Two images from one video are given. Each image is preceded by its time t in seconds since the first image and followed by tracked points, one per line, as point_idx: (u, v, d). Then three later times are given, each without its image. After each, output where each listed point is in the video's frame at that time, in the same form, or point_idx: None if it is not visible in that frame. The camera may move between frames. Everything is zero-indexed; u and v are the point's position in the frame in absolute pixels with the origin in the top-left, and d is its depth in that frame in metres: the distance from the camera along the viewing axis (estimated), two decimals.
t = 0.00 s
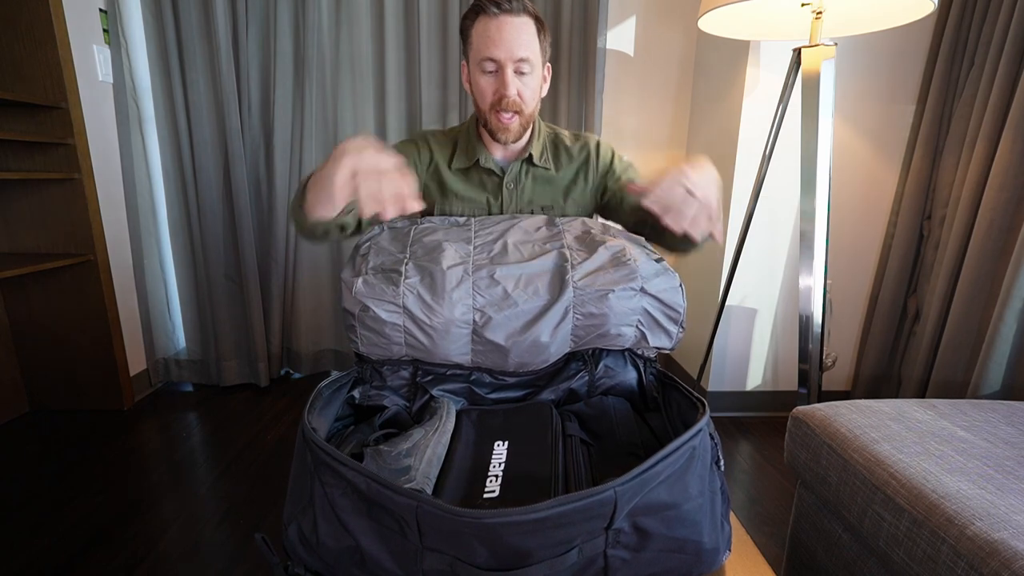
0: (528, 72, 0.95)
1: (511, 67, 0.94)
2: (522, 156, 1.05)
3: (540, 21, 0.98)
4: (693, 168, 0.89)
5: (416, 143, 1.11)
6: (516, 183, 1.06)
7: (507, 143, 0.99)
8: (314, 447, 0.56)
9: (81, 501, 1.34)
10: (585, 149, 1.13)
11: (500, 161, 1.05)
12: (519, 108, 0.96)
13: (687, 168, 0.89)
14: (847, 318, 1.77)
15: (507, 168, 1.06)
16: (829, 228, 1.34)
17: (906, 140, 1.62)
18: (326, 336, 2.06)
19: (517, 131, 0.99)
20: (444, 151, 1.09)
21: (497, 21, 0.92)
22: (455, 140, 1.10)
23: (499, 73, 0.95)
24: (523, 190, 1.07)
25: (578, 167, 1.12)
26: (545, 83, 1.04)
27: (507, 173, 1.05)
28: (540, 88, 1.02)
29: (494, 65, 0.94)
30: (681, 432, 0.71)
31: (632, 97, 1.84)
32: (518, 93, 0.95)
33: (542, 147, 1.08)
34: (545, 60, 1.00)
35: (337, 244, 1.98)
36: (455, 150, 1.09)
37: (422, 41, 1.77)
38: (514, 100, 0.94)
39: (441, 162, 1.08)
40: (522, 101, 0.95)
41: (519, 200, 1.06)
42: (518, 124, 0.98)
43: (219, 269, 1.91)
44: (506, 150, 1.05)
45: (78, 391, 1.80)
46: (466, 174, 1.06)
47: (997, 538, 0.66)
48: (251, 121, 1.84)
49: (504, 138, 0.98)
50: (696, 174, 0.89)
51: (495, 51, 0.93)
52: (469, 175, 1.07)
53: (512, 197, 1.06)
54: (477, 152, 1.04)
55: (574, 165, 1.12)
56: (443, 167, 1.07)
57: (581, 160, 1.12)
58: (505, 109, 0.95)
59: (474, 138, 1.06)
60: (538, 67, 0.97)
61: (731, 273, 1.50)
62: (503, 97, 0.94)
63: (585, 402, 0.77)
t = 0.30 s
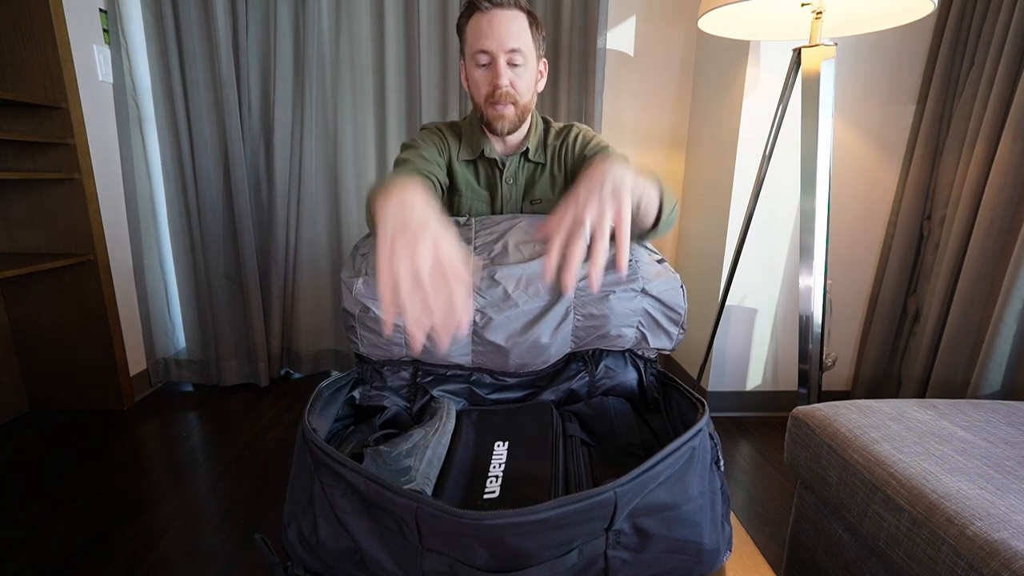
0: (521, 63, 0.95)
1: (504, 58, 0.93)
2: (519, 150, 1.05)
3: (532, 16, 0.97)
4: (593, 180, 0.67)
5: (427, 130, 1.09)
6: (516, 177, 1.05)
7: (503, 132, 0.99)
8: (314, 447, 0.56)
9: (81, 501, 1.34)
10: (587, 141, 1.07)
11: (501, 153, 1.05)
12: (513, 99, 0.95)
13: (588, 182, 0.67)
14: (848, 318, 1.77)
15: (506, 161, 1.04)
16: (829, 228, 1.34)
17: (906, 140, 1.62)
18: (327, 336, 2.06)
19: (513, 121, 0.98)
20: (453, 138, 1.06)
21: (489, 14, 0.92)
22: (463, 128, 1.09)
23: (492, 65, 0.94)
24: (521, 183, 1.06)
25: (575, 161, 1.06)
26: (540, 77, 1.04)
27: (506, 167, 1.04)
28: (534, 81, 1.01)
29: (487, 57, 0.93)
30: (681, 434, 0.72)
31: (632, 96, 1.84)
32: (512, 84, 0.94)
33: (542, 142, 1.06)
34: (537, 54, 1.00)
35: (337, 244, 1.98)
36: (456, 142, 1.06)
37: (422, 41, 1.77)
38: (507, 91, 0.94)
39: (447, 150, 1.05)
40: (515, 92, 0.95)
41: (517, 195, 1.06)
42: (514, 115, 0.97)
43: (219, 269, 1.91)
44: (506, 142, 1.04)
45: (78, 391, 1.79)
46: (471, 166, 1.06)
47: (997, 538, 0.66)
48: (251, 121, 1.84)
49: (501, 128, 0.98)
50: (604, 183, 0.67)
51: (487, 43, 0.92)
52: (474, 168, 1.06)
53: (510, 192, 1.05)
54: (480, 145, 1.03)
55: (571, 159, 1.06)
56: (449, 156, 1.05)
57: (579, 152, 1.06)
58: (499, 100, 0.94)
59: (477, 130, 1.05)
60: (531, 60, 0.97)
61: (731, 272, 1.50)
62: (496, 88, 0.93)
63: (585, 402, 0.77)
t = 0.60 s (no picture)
0: (526, 72, 0.95)
1: (508, 66, 0.93)
2: (521, 156, 1.00)
3: (540, 19, 0.97)
4: (625, 283, 0.63)
5: (423, 134, 1.05)
6: (517, 183, 1.00)
7: (507, 146, 0.98)
8: (314, 447, 0.56)
9: (81, 501, 1.34)
10: (595, 153, 1.02)
11: (501, 159, 1.01)
12: (516, 109, 0.95)
13: (620, 288, 0.63)
14: (847, 318, 1.77)
15: (507, 168, 1.01)
16: (829, 228, 1.34)
17: (906, 140, 1.62)
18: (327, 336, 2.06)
19: (517, 135, 0.97)
20: (451, 144, 1.03)
21: (494, 19, 0.92)
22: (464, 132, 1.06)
23: (496, 73, 0.95)
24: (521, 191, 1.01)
25: (579, 174, 1.00)
26: (545, 83, 1.04)
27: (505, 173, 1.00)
28: (541, 88, 1.01)
29: (491, 65, 0.94)
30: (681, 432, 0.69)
31: (632, 96, 1.84)
32: (516, 93, 0.95)
33: (546, 149, 1.02)
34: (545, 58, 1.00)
35: (337, 244, 1.98)
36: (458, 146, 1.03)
37: (422, 41, 1.77)
38: (511, 100, 0.94)
39: (443, 157, 1.01)
40: (519, 101, 0.95)
41: (517, 202, 1.01)
42: (518, 127, 0.97)
43: (219, 269, 1.91)
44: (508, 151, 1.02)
45: (78, 391, 1.79)
46: (470, 172, 1.01)
47: (997, 538, 0.66)
48: (251, 121, 1.84)
49: (503, 141, 0.97)
50: (638, 289, 0.63)
51: (492, 50, 0.93)
52: (472, 173, 1.02)
53: (510, 199, 1.00)
54: (479, 150, 1.00)
55: (576, 171, 1.00)
56: (445, 162, 1.01)
57: (585, 165, 1.01)
58: (502, 110, 0.94)
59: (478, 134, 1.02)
60: (537, 67, 0.97)
61: (731, 272, 1.50)
62: (500, 97, 0.94)
63: (585, 402, 0.78)
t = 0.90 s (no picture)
0: (528, 78, 0.95)
1: (511, 73, 0.94)
2: (520, 158, 1.00)
3: (540, 22, 0.97)
4: (641, 304, 0.63)
5: (422, 135, 1.05)
6: (517, 185, 1.00)
7: (507, 151, 0.99)
8: (314, 447, 0.56)
9: (81, 501, 1.34)
10: (595, 155, 1.02)
11: (500, 162, 1.01)
12: (519, 116, 0.95)
13: (636, 310, 0.62)
14: (847, 318, 1.77)
15: (507, 169, 1.00)
16: (829, 229, 1.34)
17: (906, 140, 1.62)
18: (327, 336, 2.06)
19: (518, 140, 0.98)
20: (450, 145, 1.03)
21: (495, 24, 0.92)
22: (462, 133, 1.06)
23: (497, 79, 0.95)
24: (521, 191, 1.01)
25: (579, 177, 1.00)
26: (546, 86, 1.04)
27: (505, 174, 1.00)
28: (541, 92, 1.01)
29: (492, 71, 0.94)
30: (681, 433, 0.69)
31: (632, 96, 1.84)
32: (518, 101, 0.95)
33: (546, 150, 1.01)
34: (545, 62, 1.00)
35: (337, 244, 1.98)
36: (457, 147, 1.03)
37: (422, 41, 1.77)
38: (513, 108, 0.95)
39: (442, 158, 1.01)
40: (521, 108, 0.96)
41: (516, 204, 1.00)
42: (520, 133, 0.97)
43: (219, 269, 1.91)
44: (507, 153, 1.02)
45: (78, 391, 1.79)
46: (470, 173, 1.01)
47: (997, 538, 0.66)
48: (251, 121, 1.84)
49: (504, 147, 0.98)
50: (655, 310, 0.62)
51: (493, 56, 0.92)
52: (471, 174, 1.01)
53: (510, 200, 1.00)
54: (477, 152, 1.00)
55: (577, 174, 1.00)
56: (444, 164, 1.01)
57: (585, 168, 1.01)
58: (505, 117, 0.94)
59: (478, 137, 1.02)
60: (539, 73, 0.97)
61: (731, 272, 1.50)
62: (502, 104, 0.94)
63: (586, 403, 0.78)
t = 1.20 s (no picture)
0: (516, 73, 0.95)
1: (497, 70, 0.93)
2: (519, 157, 1.00)
3: (525, 18, 0.96)
4: (634, 299, 0.62)
5: (420, 134, 1.05)
6: (516, 184, 1.00)
7: (502, 147, 0.98)
8: (314, 447, 0.56)
9: (81, 501, 1.34)
10: (594, 156, 1.02)
11: (497, 161, 1.01)
12: (509, 112, 0.94)
13: (630, 306, 0.62)
14: (847, 318, 1.77)
15: (505, 168, 1.00)
16: (829, 229, 1.34)
17: (906, 140, 1.62)
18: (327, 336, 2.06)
19: (511, 136, 0.97)
20: (448, 144, 1.03)
21: (479, 24, 0.91)
22: (460, 132, 1.05)
23: (485, 78, 0.94)
24: (519, 191, 1.00)
25: (579, 177, 1.00)
26: (537, 82, 1.03)
27: (504, 173, 1.00)
28: (533, 88, 1.01)
29: (479, 69, 0.94)
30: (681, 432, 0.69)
31: (632, 96, 1.84)
32: (506, 96, 0.94)
33: (545, 150, 1.01)
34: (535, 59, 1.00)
35: (337, 244, 1.98)
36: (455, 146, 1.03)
37: (422, 41, 1.77)
38: (502, 104, 0.93)
39: (440, 157, 1.01)
40: (510, 104, 0.95)
41: (515, 204, 1.00)
42: (511, 129, 0.96)
43: (219, 269, 1.91)
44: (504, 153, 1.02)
45: (78, 391, 1.79)
46: (467, 172, 1.01)
47: (997, 538, 0.66)
48: (251, 121, 1.84)
49: (498, 144, 0.97)
50: (649, 307, 0.62)
51: (478, 55, 0.92)
52: (469, 174, 1.01)
53: (509, 200, 1.00)
54: (475, 152, 1.00)
55: (576, 174, 1.00)
56: (442, 163, 1.01)
57: (584, 168, 1.01)
58: (494, 114, 0.94)
59: (474, 136, 1.02)
60: (527, 68, 0.96)
61: (731, 272, 1.50)
62: (491, 102, 0.94)
63: (585, 403, 0.78)
